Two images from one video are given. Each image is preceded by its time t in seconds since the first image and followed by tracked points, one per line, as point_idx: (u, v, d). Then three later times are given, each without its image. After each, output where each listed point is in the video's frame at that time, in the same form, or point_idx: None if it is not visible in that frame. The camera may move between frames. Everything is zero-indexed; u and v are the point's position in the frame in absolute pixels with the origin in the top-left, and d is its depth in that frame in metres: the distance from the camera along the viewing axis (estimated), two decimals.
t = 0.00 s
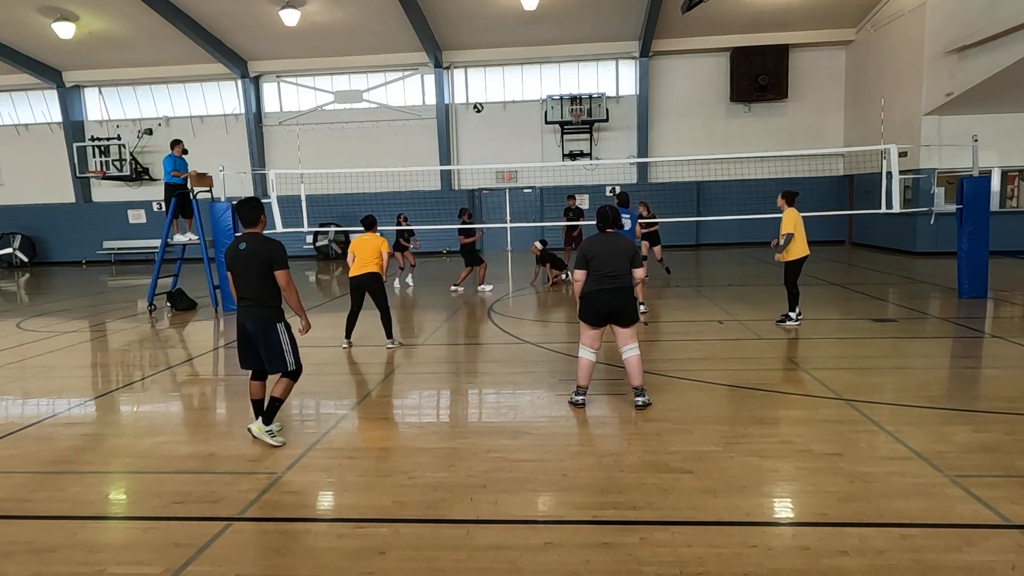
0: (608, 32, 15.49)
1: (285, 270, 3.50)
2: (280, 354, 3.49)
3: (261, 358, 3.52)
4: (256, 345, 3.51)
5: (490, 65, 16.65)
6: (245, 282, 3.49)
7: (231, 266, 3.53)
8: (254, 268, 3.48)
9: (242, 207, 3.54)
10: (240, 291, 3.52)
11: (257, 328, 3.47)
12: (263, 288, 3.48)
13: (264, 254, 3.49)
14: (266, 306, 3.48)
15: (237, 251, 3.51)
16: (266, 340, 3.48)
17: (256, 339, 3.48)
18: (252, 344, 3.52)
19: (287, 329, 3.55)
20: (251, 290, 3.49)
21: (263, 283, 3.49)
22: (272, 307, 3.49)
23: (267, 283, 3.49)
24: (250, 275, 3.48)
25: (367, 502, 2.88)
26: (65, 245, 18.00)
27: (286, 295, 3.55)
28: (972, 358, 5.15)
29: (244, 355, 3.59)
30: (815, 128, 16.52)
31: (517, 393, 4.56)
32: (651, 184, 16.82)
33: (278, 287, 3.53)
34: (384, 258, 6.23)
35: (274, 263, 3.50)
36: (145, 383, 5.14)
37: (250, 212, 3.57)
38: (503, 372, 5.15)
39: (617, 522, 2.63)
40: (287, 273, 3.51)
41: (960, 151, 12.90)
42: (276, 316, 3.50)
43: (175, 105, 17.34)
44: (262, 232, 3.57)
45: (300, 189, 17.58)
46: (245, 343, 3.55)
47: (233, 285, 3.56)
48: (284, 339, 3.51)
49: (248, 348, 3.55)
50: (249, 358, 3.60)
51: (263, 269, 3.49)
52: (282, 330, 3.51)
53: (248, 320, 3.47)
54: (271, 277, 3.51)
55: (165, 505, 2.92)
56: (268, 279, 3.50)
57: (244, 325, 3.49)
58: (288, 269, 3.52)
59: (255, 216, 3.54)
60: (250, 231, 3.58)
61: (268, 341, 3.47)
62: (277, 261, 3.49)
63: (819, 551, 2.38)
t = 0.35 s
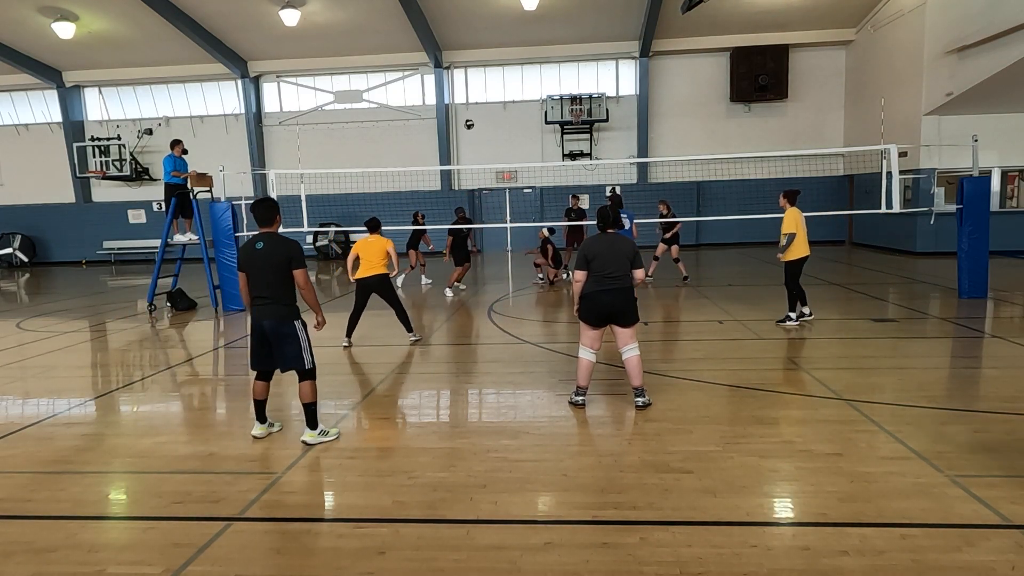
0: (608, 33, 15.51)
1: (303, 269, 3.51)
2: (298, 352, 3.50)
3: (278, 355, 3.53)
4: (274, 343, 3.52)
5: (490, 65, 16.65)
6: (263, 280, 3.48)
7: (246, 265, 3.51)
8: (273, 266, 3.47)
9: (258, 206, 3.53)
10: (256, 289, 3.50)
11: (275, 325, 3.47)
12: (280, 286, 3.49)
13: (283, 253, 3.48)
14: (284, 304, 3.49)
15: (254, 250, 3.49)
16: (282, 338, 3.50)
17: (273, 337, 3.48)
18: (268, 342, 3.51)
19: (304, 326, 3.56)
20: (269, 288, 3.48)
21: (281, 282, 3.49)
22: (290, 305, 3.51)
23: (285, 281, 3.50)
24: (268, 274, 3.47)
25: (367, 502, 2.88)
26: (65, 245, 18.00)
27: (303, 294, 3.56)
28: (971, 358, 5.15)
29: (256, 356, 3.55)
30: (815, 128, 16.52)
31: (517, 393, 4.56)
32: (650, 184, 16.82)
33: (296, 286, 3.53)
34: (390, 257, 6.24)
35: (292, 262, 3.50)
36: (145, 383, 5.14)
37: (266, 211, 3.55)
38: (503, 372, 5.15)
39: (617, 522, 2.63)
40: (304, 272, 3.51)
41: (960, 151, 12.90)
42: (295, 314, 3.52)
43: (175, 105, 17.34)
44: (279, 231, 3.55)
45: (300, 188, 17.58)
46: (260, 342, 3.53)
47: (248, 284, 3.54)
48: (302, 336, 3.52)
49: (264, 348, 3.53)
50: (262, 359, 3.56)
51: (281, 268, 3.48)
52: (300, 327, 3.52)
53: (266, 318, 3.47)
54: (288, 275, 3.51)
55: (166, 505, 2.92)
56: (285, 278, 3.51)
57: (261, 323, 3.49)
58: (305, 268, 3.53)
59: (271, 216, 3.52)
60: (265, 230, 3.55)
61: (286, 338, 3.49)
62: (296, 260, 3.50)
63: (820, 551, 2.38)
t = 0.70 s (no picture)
0: (607, 33, 15.51)
1: (324, 269, 3.57)
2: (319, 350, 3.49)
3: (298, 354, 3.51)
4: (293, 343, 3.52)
5: (490, 65, 16.65)
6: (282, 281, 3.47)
7: (264, 264, 3.50)
8: (293, 266, 3.48)
9: (276, 205, 3.52)
10: (274, 289, 3.49)
11: (294, 325, 3.46)
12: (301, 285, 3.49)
13: (303, 253, 3.50)
14: (303, 304, 3.48)
15: (273, 249, 3.49)
16: (301, 338, 3.48)
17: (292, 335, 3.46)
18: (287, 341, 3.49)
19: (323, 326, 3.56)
20: (289, 287, 3.47)
21: (302, 281, 3.50)
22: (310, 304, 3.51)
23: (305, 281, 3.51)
24: (287, 272, 3.47)
25: (367, 502, 2.88)
26: (65, 245, 18.01)
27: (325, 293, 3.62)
28: (971, 358, 5.15)
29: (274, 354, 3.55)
30: (815, 128, 16.53)
31: (517, 393, 4.56)
32: (650, 184, 16.82)
33: (316, 284, 3.59)
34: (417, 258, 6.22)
35: (313, 262, 3.53)
36: (145, 383, 5.14)
37: (283, 212, 3.55)
38: (502, 372, 5.15)
39: (617, 522, 2.63)
40: (326, 271, 3.58)
41: (960, 151, 12.91)
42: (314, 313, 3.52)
43: (175, 105, 17.34)
44: (296, 231, 3.56)
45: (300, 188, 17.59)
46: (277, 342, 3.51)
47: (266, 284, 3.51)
48: (322, 336, 3.52)
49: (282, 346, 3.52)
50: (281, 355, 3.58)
51: (301, 268, 3.50)
52: (319, 326, 3.52)
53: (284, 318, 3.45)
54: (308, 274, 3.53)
55: (166, 505, 2.92)
56: (306, 278, 3.52)
57: (278, 324, 3.47)
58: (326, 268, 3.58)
59: (290, 215, 3.54)
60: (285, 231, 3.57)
61: (306, 337, 3.47)
62: (317, 260, 3.54)
63: (820, 551, 2.38)
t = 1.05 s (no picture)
0: (607, 33, 15.50)
1: (338, 274, 3.52)
2: (338, 354, 3.49)
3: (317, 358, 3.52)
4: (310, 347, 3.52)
5: (490, 65, 16.64)
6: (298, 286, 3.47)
7: (280, 270, 3.49)
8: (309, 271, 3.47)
9: (288, 212, 3.52)
10: (289, 294, 3.49)
11: (311, 330, 3.45)
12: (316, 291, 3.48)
13: (318, 258, 3.48)
14: (319, 308, 3.47)
15: (288, 256, 3.47)
16: (320, 343, 3.47)
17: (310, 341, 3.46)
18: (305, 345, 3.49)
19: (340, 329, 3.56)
20: (303, 294, 3.47)
21: (317, 286, 3.49)
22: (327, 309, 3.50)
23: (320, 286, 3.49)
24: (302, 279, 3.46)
25: (367, 502, 2.88)
26: (65, 245, 18.01)
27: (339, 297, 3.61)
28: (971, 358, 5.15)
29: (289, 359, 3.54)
30: (815, 128, 16.52)
31: (517, 393, 4.56)
32: (651, 184, 16.83)
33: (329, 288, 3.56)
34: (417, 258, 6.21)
35: (328, 267, 3.50)
36: (145, 383, 5.14)
37: (296, 217, 3.56)
38: (502, 372, 5.15)
39: (616, 522, 2.63)
40: (339, 276, 3.52)
41: (960, 151, 12.91)
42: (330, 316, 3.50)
43: (175, 105, 17.34)
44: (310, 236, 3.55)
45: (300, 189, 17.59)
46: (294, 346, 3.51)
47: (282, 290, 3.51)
48: (340, 339, 3.51)
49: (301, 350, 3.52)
50: (289, 359, 3.55)
51: (316, 273, 3.49)
52: (337, 330, 3.52)
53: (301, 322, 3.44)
54: (323, 280, 3.51)
55: (166, 505, 2.92)
56: (322, 283, 3.50)
57: (294, 328, 3.45)
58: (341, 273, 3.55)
59: (302, 222, 3.53)
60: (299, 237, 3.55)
61: (324, 342, 3.47)
62: (331, 265, 3.51)
63: (820, 551, 2.38)
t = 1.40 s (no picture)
0: (607, 33, 15.50)
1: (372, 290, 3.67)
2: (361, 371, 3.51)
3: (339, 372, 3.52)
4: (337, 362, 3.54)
5: (490, 65, 16.64)
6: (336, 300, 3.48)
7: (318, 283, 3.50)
8: (348, 289, 3.50)
9: (330, 227, 3.55)
10: (323, 308, 3.49)
11: (340, 344, 3.47)
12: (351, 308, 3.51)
13: (359, 277, 3.52)
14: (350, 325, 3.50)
15: (330, 270, 3.50)
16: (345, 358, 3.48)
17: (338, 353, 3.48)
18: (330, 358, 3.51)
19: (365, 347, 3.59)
20: (336, 308, 3.48)
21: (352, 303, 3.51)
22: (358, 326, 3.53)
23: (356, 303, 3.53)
24: (342, 293, 3.49)
25: (367, 502, 2.88)
26: (65, 245, 18.01)
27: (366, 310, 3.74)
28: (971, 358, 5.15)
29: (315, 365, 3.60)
30: (815, 128, 16.53)
31: (516, 393, 4.56)
32: (651, 185, 16.83)
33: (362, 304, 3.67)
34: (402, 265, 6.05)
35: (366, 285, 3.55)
36: (145, 383, 5.14)
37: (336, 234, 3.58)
38: (502, 372, 5.15)
39: (617, 522, 2.63)
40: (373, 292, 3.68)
41: (960, 151, 12.91)
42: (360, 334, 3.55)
43: (175, 105, 17.34)
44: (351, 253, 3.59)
45: (300, 189, 17.60)
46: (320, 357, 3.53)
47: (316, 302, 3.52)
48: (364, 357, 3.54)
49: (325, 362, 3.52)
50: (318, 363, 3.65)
51: (353, 290, 3.52)
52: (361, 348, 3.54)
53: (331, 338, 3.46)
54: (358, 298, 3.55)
55: (166, 504, 2.92)
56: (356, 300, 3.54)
57: (324, 340, 3.47)
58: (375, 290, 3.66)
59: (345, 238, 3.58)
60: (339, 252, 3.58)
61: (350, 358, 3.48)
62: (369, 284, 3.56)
63: (820, 551, 2.38)
